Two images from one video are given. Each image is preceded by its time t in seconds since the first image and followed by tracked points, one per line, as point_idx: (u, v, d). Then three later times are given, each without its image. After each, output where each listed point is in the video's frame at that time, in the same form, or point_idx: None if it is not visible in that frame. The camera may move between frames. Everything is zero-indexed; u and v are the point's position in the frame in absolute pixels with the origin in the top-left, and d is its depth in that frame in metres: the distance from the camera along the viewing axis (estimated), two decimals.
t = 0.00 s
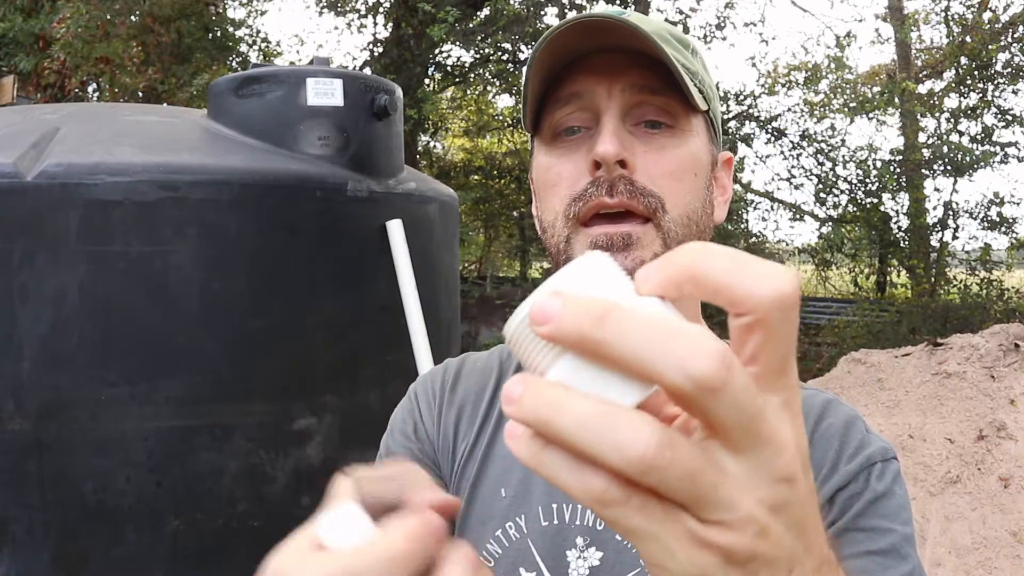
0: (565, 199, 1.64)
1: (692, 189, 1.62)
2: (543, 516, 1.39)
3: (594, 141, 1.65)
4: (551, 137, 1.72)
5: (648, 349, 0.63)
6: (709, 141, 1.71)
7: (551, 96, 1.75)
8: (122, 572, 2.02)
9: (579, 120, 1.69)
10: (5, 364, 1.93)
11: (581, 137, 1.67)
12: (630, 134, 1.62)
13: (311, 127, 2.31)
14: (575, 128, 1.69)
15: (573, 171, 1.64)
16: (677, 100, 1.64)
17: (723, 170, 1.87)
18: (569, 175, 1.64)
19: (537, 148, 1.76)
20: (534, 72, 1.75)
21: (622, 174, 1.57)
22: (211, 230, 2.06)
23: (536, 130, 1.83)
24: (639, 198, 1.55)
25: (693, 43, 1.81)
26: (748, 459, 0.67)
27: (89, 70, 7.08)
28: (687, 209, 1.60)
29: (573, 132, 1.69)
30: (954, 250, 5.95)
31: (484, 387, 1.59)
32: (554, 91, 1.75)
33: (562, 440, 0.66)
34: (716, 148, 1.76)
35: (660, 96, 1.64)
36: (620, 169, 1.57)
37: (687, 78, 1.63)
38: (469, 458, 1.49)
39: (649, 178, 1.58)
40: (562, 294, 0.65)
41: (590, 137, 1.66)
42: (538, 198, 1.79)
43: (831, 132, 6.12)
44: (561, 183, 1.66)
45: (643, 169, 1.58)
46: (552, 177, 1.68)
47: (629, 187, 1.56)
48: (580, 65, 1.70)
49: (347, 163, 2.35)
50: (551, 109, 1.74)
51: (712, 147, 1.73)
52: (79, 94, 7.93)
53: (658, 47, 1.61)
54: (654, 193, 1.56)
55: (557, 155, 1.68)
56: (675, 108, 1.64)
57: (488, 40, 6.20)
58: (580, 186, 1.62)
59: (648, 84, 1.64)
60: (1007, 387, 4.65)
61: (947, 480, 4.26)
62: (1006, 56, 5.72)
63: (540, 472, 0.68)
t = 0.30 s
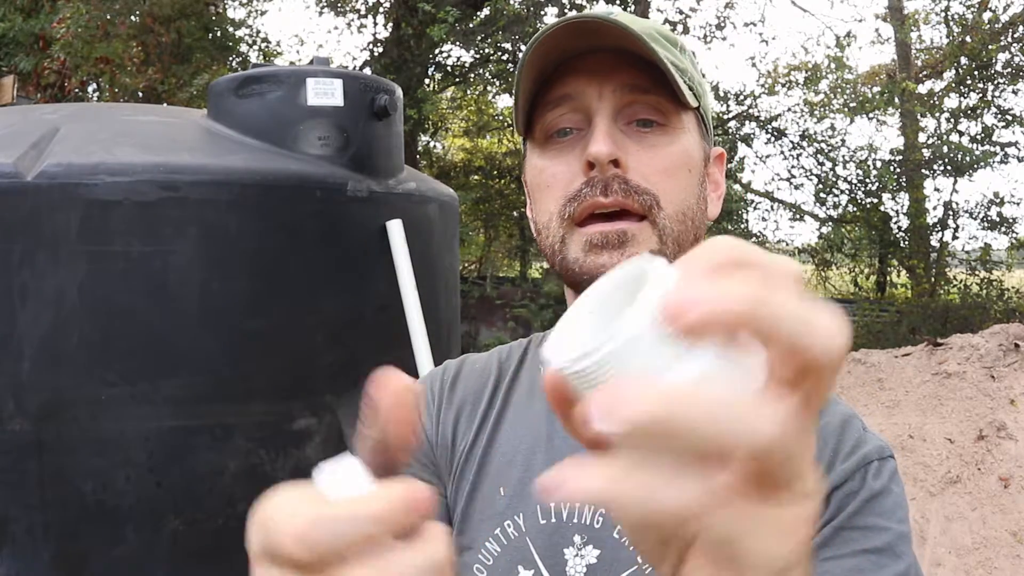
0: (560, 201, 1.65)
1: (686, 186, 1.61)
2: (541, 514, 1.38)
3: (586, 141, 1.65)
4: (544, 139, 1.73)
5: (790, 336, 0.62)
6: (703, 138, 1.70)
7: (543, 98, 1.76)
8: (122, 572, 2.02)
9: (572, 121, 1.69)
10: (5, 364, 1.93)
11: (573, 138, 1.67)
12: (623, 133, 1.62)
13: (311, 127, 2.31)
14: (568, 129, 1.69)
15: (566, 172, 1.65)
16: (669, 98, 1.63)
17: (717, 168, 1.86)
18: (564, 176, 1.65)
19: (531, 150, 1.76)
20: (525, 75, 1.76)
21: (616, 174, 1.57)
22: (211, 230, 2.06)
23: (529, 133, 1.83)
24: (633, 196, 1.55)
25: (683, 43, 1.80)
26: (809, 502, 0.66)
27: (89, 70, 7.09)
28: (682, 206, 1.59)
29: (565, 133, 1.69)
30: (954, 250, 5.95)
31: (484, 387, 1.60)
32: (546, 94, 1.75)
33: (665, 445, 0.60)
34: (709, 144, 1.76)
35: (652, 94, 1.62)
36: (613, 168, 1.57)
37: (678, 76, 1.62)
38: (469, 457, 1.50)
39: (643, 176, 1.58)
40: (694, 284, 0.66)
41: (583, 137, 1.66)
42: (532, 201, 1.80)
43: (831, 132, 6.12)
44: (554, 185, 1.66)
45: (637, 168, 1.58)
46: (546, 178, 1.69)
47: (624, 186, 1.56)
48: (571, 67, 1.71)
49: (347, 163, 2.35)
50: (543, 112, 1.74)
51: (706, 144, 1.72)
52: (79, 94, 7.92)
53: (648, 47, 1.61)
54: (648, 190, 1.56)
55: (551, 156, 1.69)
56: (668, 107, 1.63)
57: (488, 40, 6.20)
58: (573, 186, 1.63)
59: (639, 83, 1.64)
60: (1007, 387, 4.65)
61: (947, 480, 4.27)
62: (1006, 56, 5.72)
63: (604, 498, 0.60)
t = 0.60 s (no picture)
0: (554, 206, 1.65)
1: (680, 188, 1.61)
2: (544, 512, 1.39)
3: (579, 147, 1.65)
4: (539, 144, 1.73)
5: (662, 347, 0.70)
6: (699, 139, 1.69)
7: (539, 103, 1.75)
8: (121, 572, 2.02)
9: (566, 126, 1.69)
10: (6, 364, 1.93)
11: (567, 144, 1.67)
12: (615, 138, 1.62)
13: (311, 127, 2.31)
14: (562, 135, 1.69)
15: (561, 178, 1.65)
16: (661, 101, 1.62)
17: (716, 165, 1.85)
18: (558, 181, 1.65)
19: (528, 155, 1.76)
20: (519, 81, 1.75)
21: (609, 179, 1.57)
22: (211, 230, 2.06)
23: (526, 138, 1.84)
24: (626, 201, 1.55)
25: (678, 40, 1.78)
26: (712, 500, 0.76)
27: (89, 70, 7.10)
28: (677, 208, 1.59)
29: (560, 139, 1.69)
30: (954, 250, 5.95)
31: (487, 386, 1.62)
32: (540, 99, 1.75)
33: (570, 456, 0.72)
34: (707, 144, 1.75)
35: (643, 98, 1.62)
36: (605, 174, 1.57)
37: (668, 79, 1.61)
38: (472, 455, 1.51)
39: (636, 181, 1.58)
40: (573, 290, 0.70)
41: (576, 143, 1.66)
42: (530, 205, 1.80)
43: (831, 132, 6.12)
44: (549, 191, 1.67)
45: (629, 172, 1.58)
46: (542, 184, 1.70)
47: (617, 191, 1.56)
48: (563, 72, 1.70)
49: (347, 163, 2.35)
50: (539, 117, 1.74)
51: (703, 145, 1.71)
52: (79, 94, 7.92)
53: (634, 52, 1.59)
54: (641, 194, 1.56)
55: (545, 162, 1.69)
56: (661, 109, 1.62)
57: (488, 40, 6.20)
58: (567, 192, 1.63)
59: (630, 87, 1.63)
60: (1007, 387, 4.65)
61: (947, 480, 4.26)
62: (1006, 56, 5.72)
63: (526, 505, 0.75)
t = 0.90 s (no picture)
0: (551, 204, 1.65)
1: (676, 190, 1.61)
2: (545, 512, 1.39)
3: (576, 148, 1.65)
4: (538, 145, 1.73)
5: (676, 315, 0.70)
6: (698, 140, 1.69)
7: (538, 104, 1.76)
8: (122, 572, 2.02)
9: (564, 127, 1.69)
10: (6, 364, 1.93)
11: (565, 145, 1.67)
12: (611, 139, 1.62)
13: (311, 127, 2.31)
14: (561, 135, 1.70)
15: (558, 178, 1.66)
16: (658, 103, 1.61)
17: (716, 165, 1.85)
18: (555, 181, 1.65)
19: (528, 155, 1.77)
20: (520, 80, 1.76)
21: (604, 180, 1.57)
22: (211, 230, 2.06)
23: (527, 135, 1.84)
24: (620, 202, 1.55)
25: (680, 43, 1.78)
26: (739, 465, 0.76)
27: (89, 70, 7.10)
28: (673, 209, 1.59)
29: (558, 139, 1.70)
30: (954, 250, 5.95)
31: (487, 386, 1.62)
32: (540, 99, 1.75)
33: (612, 429, 0.69)
34: (706, 144, 1.74)
35: (640, 100, 1.61)
36: (600, 175, 1.57)
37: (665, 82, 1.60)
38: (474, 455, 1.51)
39: (631, 182, 1.57)
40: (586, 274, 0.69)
41: (574, 144, 1.66)
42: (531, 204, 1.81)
43: (831, 132, 6.12)
44: (546, 190, 1.67)
45: (624, 174, 1.57)
46: (539, 184, 1.70)
47: (611, 192, 1.56)
48: (562, 73, 1.70)
49: (347, 163, 2.35)
50: (538, 117, 1.75)
51: (702, 145, 1.71)
52: (79, 94, 7.92)
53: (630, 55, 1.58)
54: (636, 195, 1.56)
55: (543, 162, 1.69)
56: (657, 111, 1.62)
57: (488, 40, 6.20)
58: (564, 192, 1.63)
59: (627, 89, 1.63)
60: (1007, 387, 4.66)
61: (947, 480, 4.26)
62: (1006, 55, 5.71)
63: (573, 486, 0.71)
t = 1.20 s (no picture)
0: (539, 205, 1.65)
1: (665, 190, 1.59)
2: (544, 512, 1.39)
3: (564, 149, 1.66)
4: (531, 146, 1.74)
5: (755, 315, 0.74)
6: (690, 139, 1.68)
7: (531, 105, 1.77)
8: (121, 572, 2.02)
9: (555, 128, 1.69)
10: (6, 364, 1.93)
11: (555, 146, 1.68)
12: (598, 141, 1.62)
13: (311, 128, 2.31)
14: (551, 137, 1.70)
15: (548, 179, 1.66)
16: (644, 104, 1.61)
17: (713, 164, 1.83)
18: (544, 182, 1.66)
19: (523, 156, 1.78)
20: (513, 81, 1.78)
21: (589, 180, 1.57)
22: (211, 230, 2.06)
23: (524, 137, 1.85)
24: (603, 203, 1.54)
25: (675, 42, 1.76)
26: (784, 480, 0.78)
27: (89, 70, 7.10)
28: (661, 208, 1.57)
29: (549, 141, 1.70)
30: (954, 250, 5.95)
31: (485, 383, 1.61)
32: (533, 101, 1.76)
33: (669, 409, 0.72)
34: (701, 144, 1.73)
35: (627, 102, 1.61)
36: (586, 176, 1.57)
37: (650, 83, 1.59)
38: (473, 453, 1.49)
39: (616, 183, 1.56)
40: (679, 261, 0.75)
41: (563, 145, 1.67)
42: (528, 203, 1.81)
43: (831, 132, 6.12)
44: (536, 191, 1.67)
45: (610, 175, 1.57)
46: (531, 184, 1.71)
47: (596, 192, 1.56)
48: (554, 75, 1.71)
49: (346, 163, 2.35)
50: (531, 119, 1.76)
51: (694, 144, 1.69)
52: (79, 94, 7.92)
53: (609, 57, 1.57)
54: (622, 195, 1.55)
55: (535, 163, 1.70)
56: (644, 112, 1.61)
57: (488, 40, 6.20)
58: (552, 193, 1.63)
59: (614, 91, 1.62)
60: (1007, 387, 4.66)
61: (947, 480, 4.26)
62: (1006, 55, 5.71)
63: (625, 457, 0.74)
